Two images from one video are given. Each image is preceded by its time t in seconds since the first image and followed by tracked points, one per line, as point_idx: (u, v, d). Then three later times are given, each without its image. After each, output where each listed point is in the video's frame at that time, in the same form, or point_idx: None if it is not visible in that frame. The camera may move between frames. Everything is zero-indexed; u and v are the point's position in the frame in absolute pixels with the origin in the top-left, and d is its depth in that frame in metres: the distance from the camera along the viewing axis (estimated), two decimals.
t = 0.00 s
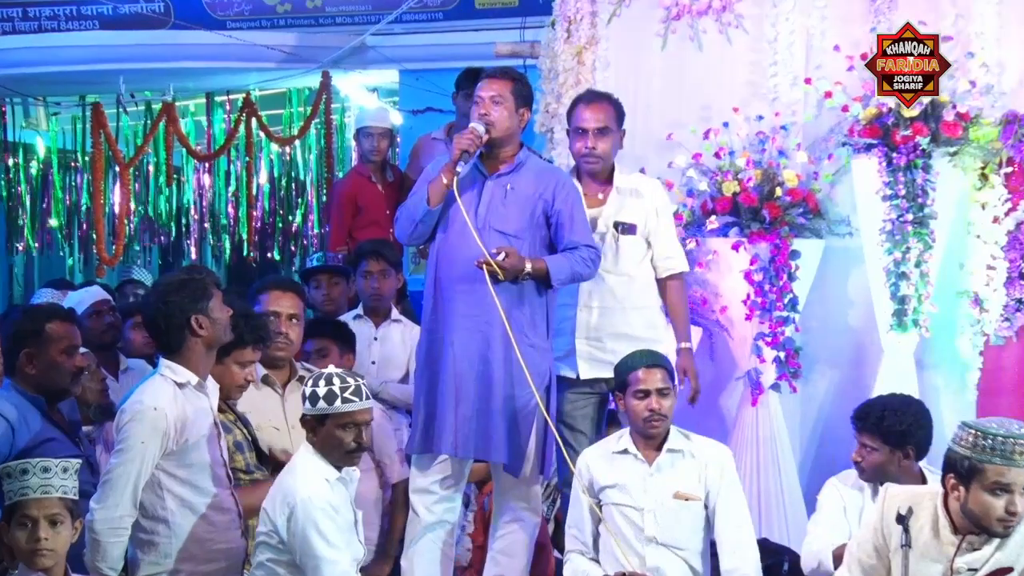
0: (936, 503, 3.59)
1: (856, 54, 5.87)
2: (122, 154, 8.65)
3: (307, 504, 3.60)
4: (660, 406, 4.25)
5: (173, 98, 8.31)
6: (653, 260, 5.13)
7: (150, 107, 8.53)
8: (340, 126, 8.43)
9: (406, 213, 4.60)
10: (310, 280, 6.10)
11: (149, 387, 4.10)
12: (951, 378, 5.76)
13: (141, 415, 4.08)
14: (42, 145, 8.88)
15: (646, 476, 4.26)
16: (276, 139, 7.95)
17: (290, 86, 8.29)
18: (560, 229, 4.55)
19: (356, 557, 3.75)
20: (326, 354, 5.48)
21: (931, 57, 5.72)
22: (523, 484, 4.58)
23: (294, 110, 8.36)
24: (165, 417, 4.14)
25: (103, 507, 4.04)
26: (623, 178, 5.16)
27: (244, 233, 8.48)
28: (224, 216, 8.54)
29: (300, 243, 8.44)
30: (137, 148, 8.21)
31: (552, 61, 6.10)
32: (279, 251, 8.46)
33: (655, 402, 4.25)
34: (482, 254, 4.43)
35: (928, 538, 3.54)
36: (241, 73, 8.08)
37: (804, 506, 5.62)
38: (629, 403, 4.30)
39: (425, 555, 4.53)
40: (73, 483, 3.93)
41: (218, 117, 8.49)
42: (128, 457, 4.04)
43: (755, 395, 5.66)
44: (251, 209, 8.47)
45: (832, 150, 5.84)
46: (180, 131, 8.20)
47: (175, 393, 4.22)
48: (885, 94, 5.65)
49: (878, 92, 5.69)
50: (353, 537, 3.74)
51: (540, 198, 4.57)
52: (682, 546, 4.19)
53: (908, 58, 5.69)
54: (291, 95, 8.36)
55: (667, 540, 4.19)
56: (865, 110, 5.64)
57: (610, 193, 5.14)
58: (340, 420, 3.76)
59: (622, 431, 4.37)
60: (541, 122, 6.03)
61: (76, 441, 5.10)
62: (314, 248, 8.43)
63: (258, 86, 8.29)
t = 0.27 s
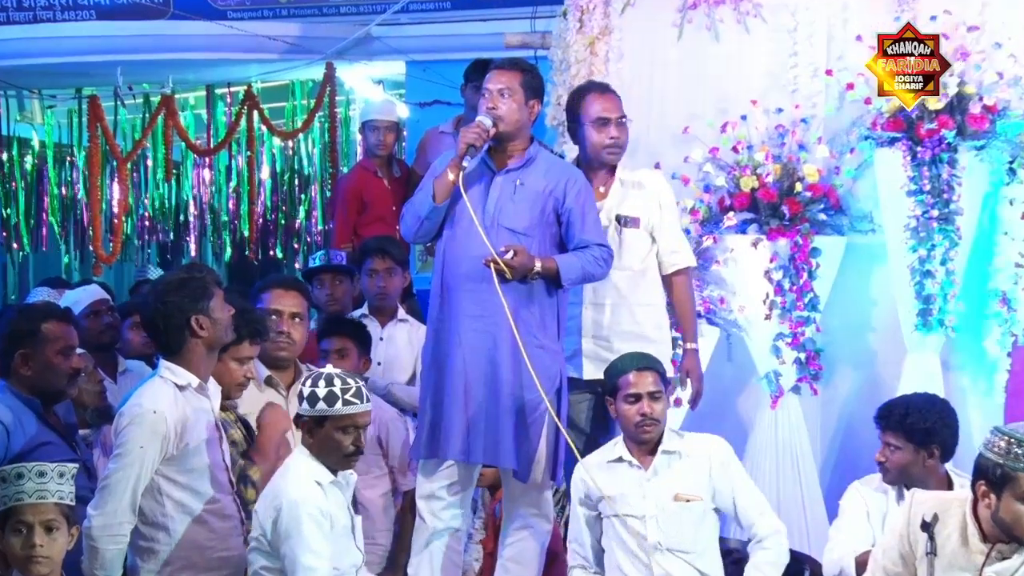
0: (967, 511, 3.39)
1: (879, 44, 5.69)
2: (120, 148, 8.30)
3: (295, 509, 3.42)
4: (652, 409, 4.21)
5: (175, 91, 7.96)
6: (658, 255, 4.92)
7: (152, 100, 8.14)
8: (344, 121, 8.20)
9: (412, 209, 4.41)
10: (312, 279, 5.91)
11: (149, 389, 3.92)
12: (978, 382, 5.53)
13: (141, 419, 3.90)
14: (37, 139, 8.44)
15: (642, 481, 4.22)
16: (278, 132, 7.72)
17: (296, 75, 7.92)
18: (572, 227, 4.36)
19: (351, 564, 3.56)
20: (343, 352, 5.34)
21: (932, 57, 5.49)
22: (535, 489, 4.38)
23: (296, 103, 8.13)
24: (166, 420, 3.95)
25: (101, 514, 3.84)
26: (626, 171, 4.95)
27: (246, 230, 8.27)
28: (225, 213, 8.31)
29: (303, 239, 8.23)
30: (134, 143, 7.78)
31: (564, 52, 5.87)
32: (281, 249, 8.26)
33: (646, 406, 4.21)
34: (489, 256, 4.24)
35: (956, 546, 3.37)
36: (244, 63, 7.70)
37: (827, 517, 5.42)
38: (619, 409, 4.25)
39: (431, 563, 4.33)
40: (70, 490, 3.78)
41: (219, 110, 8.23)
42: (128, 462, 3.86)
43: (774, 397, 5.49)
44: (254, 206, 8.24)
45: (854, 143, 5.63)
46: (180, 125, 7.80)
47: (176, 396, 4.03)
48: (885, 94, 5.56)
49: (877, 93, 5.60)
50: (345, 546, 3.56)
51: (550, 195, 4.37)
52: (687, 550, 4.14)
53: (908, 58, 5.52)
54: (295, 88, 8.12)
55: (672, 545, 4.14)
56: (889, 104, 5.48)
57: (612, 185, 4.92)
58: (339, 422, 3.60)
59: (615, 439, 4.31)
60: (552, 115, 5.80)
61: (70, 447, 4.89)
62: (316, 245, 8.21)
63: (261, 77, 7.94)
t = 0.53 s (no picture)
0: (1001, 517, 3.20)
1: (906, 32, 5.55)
2: (117, 138, 8.03)
3: (276, 508, 3.25)
4: (660, 415, 3.99)
5: (176, 81, 7.97)
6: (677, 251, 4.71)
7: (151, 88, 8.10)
8: (352, 112, 8.00)
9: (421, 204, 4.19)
10: (318, 276, 5.72)
11: (150, 389, 3.71)
12: (1010, 383, 5.35)
13: (142, 420, 3.70)
14: (33, 130, 8.31)
15: (651, 488, 4.00)
16: (283, 124, 7.49)
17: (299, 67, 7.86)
18: (588, 221, 4.15)
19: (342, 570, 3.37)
20: (360, 351, 5.04)
21: (933, 57, 5.32)
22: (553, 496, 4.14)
23: (301, 94, 7.87)
24: (167, 421, 3.74)
25: (102, 518, 3.62)
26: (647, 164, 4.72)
27: (249, 224, 8.14)
28: (225, 207, 8.16)
29: (309, 233, 8.06)
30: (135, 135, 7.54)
31: (579, 41, 5.68)
32: (285, 243, 8.10)
33: (654, 412, 3.99)
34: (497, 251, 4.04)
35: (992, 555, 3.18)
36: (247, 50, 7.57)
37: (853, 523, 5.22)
38: (626, 413, 4.03)
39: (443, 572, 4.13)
40: (67, 493, 3.56)
41: (221, 100, 7.99)
42: (128, 464, 3.65)
43: (797, 398, 5.28)
44: (257, 199, 8.10)
45: (880, 134, 5.49)
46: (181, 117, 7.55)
47: (177, 397, 3.81)
48: (888, 94, 5.48)
49: (881, 93, 5.51)
50: (339, 551, 3.38)
51: (564, 188, 4.15)
52: (705, 556, 3.94)
53: (910, 57, 5.38)
54: (300, 77, 7.89)
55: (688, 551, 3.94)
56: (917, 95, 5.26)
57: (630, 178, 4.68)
58: (338, 421, 3.42)
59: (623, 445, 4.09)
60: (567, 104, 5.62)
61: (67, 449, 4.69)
62: (323, 240, 8.03)
63: (265, 66, 7.88)
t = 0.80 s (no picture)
0: None
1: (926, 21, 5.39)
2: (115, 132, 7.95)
3: (264, 511, 3.14)
4: (649, 417, 3.81)
5: (171, 71, 7.82)
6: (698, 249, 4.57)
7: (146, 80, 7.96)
8: (354, 103, 7.90)
9: (430, 199, 4.03)
10: (321, 272, 5.60)
11: (146, 388, 3.56)
12: None
13: (139, 420, 3.54)
14: (26, 123, 8.15)
15: (660, 497, 3.84)
16: (284, 116, 7.46)
17: (300, 58, 7.74)
18: (599, 215, 4.00)
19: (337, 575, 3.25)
20: (369, 350, 4.89)
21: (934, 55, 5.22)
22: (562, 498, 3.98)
23: (302, 86, 7.77)
24: (165, 421, 3.59)
25: (97, 521, 3.48)
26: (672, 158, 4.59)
27: (249, 220, 8.01)
28: (224, 202, 8.03)
29: (311, 229, 7.95)
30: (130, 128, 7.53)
31: (589, 30, 5.55)
32: (286, 239, 7.98)
33: (643, 411, 3.82)
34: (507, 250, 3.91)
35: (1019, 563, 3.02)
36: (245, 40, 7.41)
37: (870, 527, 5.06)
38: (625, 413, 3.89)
39: None
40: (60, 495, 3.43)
41: (221, 91, 7.89)
42: (125, 465, 3.51)
43: (813, 399, 5.14)
44: (257, 194, 7.98)
45: (900, 127, 5.33)
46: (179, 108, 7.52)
47: (176, 396, 3.66)
48: (888, 94, 5.36)
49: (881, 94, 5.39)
50: (335, 558, 3.23)
51: (574, 182, 4.01)
52: (716, 567, 3.80)
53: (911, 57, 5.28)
54: (301, 68, 7.78)
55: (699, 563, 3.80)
56: (939, 85, 5.16)
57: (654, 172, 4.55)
58: (331, 420, 3.28)
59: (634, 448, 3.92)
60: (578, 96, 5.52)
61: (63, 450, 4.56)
62: (323, 235, 7.92)
63: (265, 58, 7.76)
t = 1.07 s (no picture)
0: None
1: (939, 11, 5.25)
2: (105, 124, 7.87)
3: (256, 512, 3.00)
4: (631, 411, 3.67)
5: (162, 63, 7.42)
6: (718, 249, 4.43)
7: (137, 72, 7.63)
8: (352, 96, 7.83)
9: (433, 193, 3.84)
10: (316, 269, 5.49)
11: (140, 388, 3.43)
12: None
13: (132, 421, 3.41)
14: (14, 114, 8.04)
15: (667, 504, 3.69)
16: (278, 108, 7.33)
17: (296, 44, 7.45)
18: (604, 210, 3.86)
19: None
20: (377, 350, 4.74)
21: (935, 57, 5.15)
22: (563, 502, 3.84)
23: (298, 76, 7.75)
24: (157, 422, 3.44)
25: (88, 525, 3.34)
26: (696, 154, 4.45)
27: (244, 215, 7.85)
28: (218, 196, 7.93)
29: (308, 224, 7.82)
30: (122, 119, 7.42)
31: (592, 20, 5.35)
32: (281, 234, 7.85)
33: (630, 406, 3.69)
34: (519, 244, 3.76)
35: None
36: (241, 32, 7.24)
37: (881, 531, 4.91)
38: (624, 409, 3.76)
39: None
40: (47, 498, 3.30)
41: (214, 82, 7.80)
42: (117, 467, 3.36)
43: (823, 400, 4.96)
44: (252, 189, 7.85)
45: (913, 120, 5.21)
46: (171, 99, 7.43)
47: (168, 396, 3.51)
48: (889, 94, 5.25)
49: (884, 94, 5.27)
50: (326, 564, 3.11)
51: (579, 176, 3.87)
52: None
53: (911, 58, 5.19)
54: (297, 59, 7.75)
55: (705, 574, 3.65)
56: (952, 75, 4.97)
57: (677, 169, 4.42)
58: (326, 423, 3.14)
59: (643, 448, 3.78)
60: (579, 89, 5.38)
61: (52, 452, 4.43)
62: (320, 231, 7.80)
63: (260, 47, 7.50)
